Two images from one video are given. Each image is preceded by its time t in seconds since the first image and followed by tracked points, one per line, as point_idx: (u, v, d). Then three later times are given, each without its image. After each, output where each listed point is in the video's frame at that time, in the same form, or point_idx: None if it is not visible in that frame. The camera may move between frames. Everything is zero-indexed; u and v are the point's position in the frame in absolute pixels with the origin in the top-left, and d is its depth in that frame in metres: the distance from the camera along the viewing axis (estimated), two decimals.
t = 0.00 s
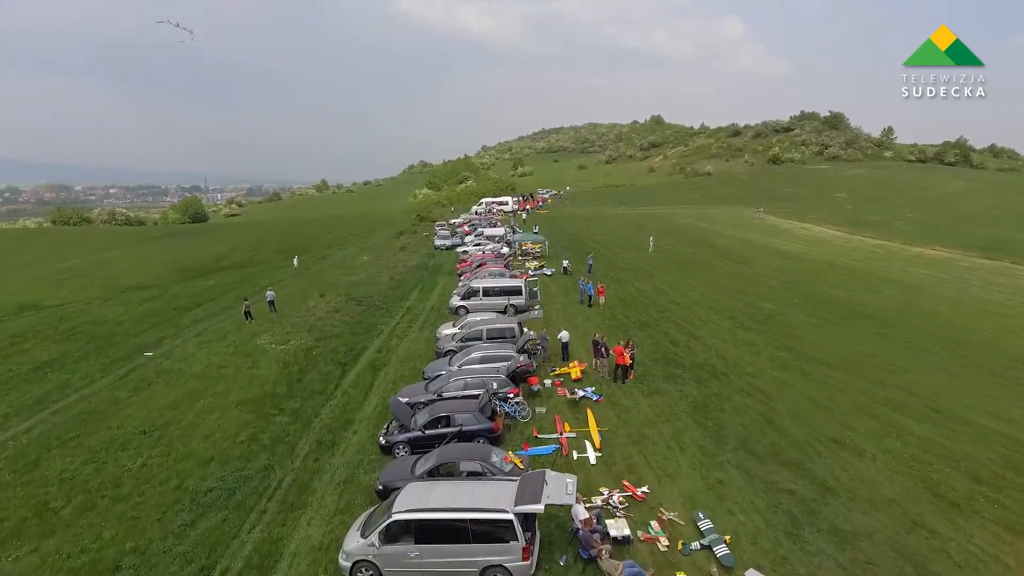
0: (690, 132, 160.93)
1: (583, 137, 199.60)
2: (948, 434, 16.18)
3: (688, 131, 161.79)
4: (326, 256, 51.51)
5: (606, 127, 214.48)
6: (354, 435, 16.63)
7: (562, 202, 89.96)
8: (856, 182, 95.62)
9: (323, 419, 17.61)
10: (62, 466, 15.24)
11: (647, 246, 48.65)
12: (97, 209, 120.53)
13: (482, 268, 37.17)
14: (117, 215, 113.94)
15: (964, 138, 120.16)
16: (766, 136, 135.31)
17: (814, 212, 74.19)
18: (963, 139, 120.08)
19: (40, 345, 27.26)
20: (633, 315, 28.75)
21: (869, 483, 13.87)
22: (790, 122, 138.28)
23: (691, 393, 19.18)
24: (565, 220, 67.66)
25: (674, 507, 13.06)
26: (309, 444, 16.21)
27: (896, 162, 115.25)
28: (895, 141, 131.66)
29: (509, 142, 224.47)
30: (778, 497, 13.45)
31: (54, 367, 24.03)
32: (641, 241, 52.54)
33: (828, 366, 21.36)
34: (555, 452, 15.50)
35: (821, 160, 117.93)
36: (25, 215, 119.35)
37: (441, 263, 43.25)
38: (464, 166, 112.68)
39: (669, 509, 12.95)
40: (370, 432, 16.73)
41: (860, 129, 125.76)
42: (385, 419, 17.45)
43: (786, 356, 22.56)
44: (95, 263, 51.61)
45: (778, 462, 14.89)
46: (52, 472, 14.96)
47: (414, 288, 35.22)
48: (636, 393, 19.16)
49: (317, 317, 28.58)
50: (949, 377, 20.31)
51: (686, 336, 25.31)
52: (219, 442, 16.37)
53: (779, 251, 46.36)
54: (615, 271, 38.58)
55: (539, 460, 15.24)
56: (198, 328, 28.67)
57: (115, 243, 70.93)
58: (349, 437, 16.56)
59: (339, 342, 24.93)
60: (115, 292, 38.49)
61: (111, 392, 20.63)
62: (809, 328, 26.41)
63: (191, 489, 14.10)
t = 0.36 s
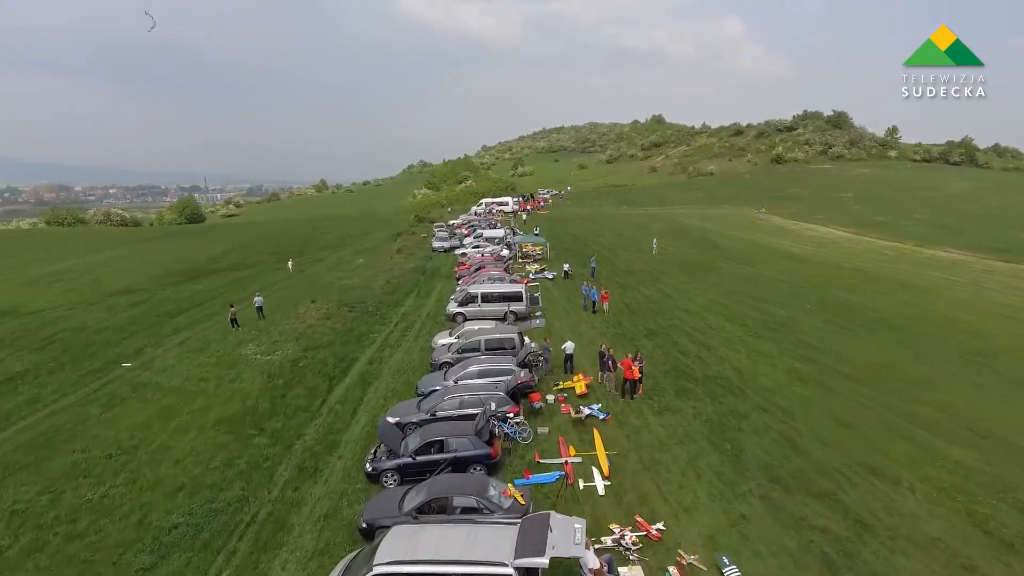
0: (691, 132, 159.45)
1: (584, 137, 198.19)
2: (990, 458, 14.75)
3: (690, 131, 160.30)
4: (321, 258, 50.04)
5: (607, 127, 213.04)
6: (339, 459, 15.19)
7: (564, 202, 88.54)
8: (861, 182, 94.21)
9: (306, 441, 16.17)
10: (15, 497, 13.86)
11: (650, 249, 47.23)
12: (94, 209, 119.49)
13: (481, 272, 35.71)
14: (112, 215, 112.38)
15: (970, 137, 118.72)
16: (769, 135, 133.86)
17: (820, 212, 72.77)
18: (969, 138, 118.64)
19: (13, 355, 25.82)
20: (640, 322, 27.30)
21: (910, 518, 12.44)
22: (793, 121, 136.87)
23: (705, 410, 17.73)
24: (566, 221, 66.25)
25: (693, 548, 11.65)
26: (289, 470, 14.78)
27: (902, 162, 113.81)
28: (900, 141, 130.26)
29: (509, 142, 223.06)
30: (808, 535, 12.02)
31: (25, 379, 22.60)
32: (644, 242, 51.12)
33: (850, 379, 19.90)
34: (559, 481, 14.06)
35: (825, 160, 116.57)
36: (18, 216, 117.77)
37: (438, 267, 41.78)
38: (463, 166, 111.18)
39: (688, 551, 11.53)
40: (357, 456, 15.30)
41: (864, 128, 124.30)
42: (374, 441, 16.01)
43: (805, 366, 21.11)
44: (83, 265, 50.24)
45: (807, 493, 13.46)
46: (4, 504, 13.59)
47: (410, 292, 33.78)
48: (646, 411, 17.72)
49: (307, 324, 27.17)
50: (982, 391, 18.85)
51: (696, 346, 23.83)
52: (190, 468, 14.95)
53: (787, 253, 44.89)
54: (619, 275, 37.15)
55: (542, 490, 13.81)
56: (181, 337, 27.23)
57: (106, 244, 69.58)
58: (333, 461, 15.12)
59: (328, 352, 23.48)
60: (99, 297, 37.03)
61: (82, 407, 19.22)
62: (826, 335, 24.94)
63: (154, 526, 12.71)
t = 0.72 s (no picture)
0: (693, 131, 157.90)
1: (584, 137, 196.62)
2: None
3: (692, 130, 158.75)
4: (315, 261, 48.51)
5: (608, 126, 211.52)
6: (319, 491, 13.67)
7: (565, 202, 87.02)
8: (867, 182, 92.66)
9: (284, 470, 14.64)
10: None
11: (655, 251, 45.68)
12: (89, 210, 117.99)
13: (479, 276, 34.17)
14: (107, 216, 110.63)
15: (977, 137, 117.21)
16: (772, 135, 132.36)
17: (827, 213, 71.25)
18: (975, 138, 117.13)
19: None
20: (647, 331, 25.78)
21: (965, 565, 10.91)
22: (796, 120, 135.34)
23: (724, 432, 16.19)
24: (568, 223, 64.73)
25: None
26: (262, 505, 13.26)
27: (907, 162, 112.32)
28: (905, 140, 128.74)
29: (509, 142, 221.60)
30: None
31: None
32: (648, 244, 49.57)
33: (879, 395, 18.35)
34: (565, 518, 12.52)
35: (829, 159, 115.04)
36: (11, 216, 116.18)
37: (435, 270, 40.25)
38: (462, 166, 109.61)
39: None
40: (339, 488, 13.77)
41: (869, 127, 122.79)
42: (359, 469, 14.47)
43: (828, 381, 19.57)
44: (70, 268, 48.67)
45: (844, 533, 11.93)
46: None
47: (405, 298, 32.26)
48: (659, 433, 16.18)
49: (295, 333, 25.66)
50: None
51: (709, 357, 22.29)
52: (153, 502, 13.44)
53: (797, 256, 43.32)
54: (623, 279, 35.62)
55: (545, 528, 12.29)
56: (162, 346, 25.70)
57: (97, 246, 68.08)
58: (313, 494, 13.60)
59: (315, 364, 21.96)
60: (80, 302, 35.47)
61: (44, 427, 17.70)
62: (846, 345, 23.40)
63: (105, 573, 11.21)
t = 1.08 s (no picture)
0: (696, 131, 156.40)
1: (585, 137, 194.99)
2: None
3: (694, 130, 157.23)
4: (308, 264, 46.92)
5: (609, 126, 210.02)
6: (293, 531, 12.10)
7: (567, 203, 85.44)
8: (874, 182, 91.11)
9: (256, 504, 13.07)
10: None
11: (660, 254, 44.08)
12: (83, 210, 116.40)
13: (478, 281, 32.57)
14: (102, 216, 108.88)
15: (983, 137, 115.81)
16: (776, 135, 130.90)
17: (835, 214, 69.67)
18: (982, 138, 115.72)
19: None
20: (656, 341, 24.18)
21: None
22: (800, 120, 133.96)
23: (747, 460, 14.60)
24: (569, 224, 63.18)
25: None
26: (228, 548, 11.68)
27: (913, 162, 110.90)
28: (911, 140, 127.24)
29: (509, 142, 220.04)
30: None
31: None
32: (653, 246, 48.03)
33: (914, 417, 16.75)
34: (572, 566, 10.93)
35: (834, 160, 113.47)
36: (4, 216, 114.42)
37: (432, 274, 38.65)
38: (462, 166, 108.03)
39: None
40: (315, 526, 12.19)
41: (874, 127, 121.37)
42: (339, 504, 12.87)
43: (855, 399, 17.98)
44: (55, 271, 47.16)
45: None
46: None
47: (399, 303, 30.68)
48: (674, 461, 14.59)
49: (281, 342, 24.09)
50: None
51: (724, 370, 20.68)
52: (104, 544, 11.87)
53: (808, 259, 41.70)
54: (629, 284, 34.06)
55: None
56: (138, 357, 24.10)
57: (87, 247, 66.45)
58: (285, 534, 12.03)
59: (299, 377, 20.35)
60: (60, 308, 33.87)
61: None
62: (870, 358, 21.79)
63: None
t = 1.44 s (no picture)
0: (697, 131, 154.87)
1: (586, 136, 193.38)
2: None
3: (696, 130, 155.71)
4: (301, 266, 45.22)
5: (609, 126, 208.50)
6: None
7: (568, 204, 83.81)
8: (881, 182, 89.46)
9: (218, 551, 11.42)
10: None
11: (665, 257, 42.45)
12: (77, 210, 114.68)
13: (476, 286, 30.92)
14: (96, 217, 107.11)
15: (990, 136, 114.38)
16: (779, 134, 129.39)
17: (842, 214, 68.04)
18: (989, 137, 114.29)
19: None
20: (666, 352, 22.55)
21: None
22: (804, 120, 132.49)
23: (776, 494, 12.98)
24: (570, 225, 61.52)
25: None
26: None
27: (919, 162, 109.45)
28: (916, 140, 125.59)
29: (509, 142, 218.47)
30: None
31: None
32: (658, 248, 46.44)
33: (958, 443, 15.12)
34: None
35: (839, 159, 111.84)
36: None
37: (428, 278, 36.99)
38: (461, 166, 106.38)
39: None
40: None
41: (879, 127, 119.94)
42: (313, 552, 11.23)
43: (890, 422, 16.35)
44: (39, 274, 45.49)
45: None
46: None
47: (393, 310, 29.04)
48: (695, 496, 12.97)
49: (264, 354, 22.41)
50: None
51: (742, 387, 19.04)
52: None
53: (821, 262, 40.03)
54: (634, 290, 32.44)
55: None
56: (111, 370, 22.45)
57: (76, 248, 64.77)
58: None
59: (281, 394, 18.67)
60: (37, 314, 32.19)
61: None
62: (899, 371, 20.15)
63: None
